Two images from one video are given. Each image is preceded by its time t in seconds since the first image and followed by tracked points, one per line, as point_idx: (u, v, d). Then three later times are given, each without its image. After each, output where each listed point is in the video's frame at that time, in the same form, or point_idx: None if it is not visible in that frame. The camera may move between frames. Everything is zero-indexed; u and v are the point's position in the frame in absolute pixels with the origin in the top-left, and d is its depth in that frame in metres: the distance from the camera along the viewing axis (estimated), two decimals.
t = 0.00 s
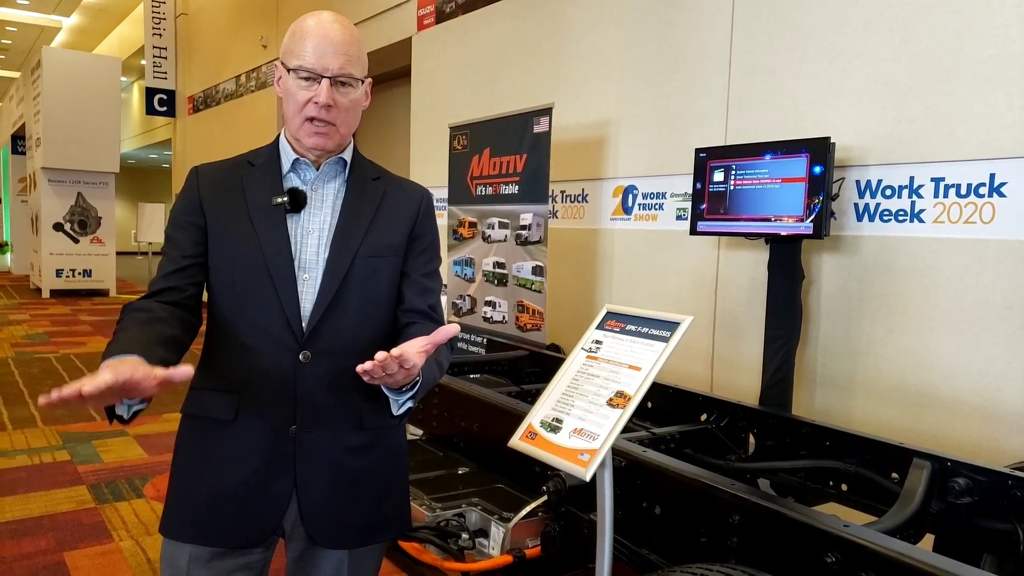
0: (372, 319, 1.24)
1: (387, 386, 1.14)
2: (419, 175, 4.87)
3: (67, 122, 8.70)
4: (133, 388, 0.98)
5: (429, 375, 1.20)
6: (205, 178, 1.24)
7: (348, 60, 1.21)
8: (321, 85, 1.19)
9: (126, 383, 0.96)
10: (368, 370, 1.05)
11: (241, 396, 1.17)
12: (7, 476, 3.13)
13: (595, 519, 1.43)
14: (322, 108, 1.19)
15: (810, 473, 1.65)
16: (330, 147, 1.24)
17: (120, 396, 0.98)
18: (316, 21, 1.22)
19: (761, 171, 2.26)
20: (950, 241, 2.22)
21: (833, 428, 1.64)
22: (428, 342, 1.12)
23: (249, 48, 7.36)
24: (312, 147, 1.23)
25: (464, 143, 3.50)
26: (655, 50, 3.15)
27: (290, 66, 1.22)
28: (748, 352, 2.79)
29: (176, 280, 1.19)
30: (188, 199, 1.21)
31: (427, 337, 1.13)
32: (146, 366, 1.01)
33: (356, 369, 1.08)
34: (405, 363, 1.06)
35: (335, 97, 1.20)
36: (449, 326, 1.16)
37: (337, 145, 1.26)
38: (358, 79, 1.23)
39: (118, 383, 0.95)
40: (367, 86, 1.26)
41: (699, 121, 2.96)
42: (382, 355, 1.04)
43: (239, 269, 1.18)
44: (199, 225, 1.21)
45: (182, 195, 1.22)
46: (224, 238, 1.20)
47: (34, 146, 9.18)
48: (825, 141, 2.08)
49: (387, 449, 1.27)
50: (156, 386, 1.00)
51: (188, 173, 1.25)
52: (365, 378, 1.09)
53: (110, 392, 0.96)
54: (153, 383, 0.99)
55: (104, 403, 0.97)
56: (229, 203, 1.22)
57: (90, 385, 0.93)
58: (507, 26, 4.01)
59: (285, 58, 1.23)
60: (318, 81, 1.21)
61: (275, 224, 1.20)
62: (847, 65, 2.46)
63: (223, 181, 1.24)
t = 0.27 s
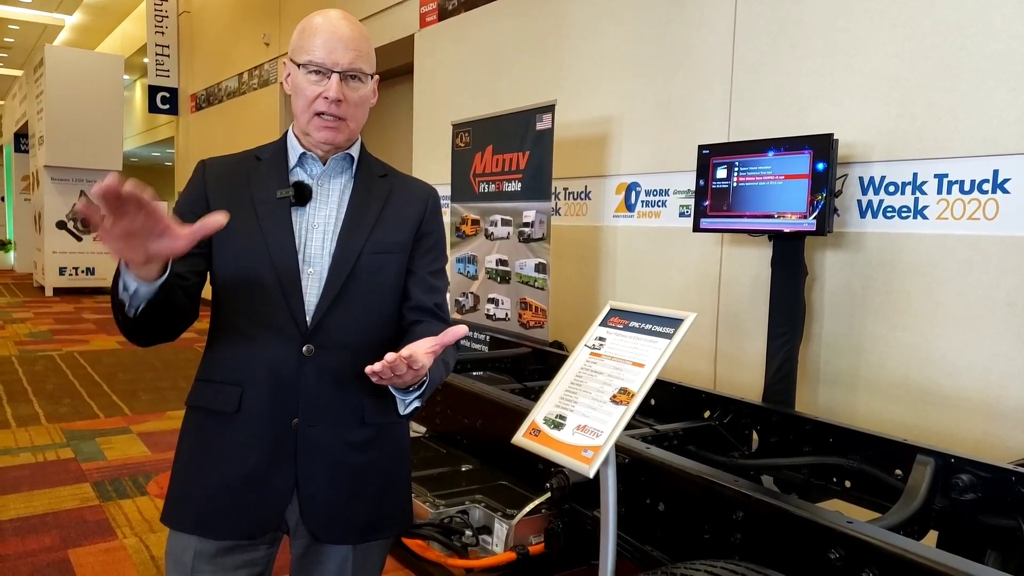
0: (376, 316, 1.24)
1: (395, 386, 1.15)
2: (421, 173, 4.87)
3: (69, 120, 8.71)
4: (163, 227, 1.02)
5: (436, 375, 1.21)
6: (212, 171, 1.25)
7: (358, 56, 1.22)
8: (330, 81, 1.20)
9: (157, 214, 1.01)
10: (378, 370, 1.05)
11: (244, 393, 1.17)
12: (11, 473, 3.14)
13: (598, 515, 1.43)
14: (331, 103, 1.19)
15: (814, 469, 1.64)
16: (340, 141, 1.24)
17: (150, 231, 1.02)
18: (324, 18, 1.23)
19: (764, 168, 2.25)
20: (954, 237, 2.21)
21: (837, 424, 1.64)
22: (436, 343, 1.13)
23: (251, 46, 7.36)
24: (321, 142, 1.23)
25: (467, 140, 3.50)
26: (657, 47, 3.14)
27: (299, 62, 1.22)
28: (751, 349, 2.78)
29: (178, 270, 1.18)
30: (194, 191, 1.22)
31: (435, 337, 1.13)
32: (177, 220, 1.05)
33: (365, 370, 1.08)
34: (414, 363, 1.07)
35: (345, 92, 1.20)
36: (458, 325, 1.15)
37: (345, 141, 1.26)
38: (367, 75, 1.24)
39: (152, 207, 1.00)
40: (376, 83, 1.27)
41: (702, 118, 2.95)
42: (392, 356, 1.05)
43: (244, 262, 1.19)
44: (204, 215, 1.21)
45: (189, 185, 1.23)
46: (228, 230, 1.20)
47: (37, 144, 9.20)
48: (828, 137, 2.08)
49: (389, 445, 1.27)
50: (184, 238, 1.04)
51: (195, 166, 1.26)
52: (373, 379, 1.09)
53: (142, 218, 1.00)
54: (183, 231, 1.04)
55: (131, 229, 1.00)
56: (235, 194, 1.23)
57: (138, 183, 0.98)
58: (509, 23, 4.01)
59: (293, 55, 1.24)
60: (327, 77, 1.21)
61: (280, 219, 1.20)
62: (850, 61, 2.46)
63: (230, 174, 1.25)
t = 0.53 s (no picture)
0: (381, 310, 1.24)
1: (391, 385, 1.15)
2: (425, 168, 4.87)
3: (73, 113, 8.71)
4: (273, 165, 1.02)
5: (434, 373, 1.21)
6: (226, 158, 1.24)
7: (369, 42, 1.24)
8: (342, 66, 1.21)
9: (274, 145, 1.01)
10: (370, 371, 1.06)
11: (249, 386, 1.17)
12: (15, 465, 3.15)
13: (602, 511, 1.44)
14: (343, 87, 1.20)
15: (817, 466, 1.65)
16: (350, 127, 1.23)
17: (261, 162, 1.01)
18: (335, 9, 1.26)
19: (769, 164, 2.25)
20: (959, 234, 2.21)
21: (840, 421, 1.64)
22: (431, 342, 1.13)
23: (255, 40, 7.35)
24: (332, 126, 1.22)
25: (471, 135, 3.49)
26: (663, 42, 3.13)
27: (310, 50, 1.24)
28: (754, 345, 2.78)
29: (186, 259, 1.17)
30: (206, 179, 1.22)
31: (430, 336, 1.14)
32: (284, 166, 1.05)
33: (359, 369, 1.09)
34: (407, 364, 1.07)
35: (356, 77, 1.21)
36: (455, 325, 1.15)
37: (356, 127, 1.25)
38: (378, 63, 1.26)
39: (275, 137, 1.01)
40: (386, 72, 1.28)
41: (707, 114, 2.95)
42: (384, 356, 1.05)
43: (251, 254, 1.19)
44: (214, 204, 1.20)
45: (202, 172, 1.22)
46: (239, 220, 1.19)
47: (41, 137, 9.20)
48: (834, 133, 2.07)
49: (391, 439, 1.27)
50: (287, 180, 1.03)
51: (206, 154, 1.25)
52: (368, 378, 1.10)
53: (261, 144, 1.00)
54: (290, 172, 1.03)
55: (244, 154, 1.00)
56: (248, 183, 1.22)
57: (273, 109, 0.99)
58: (514, 18, 4.00)
59: (304, 45, 1.26)
60: (339, 63, 1.22)
61: (287, 211, 1.21)
62: (856, 57, 2.45)
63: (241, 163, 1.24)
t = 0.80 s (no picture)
0: (384, 308, 1.24)
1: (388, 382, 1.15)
2: (426, 165, 4.87)
3: (73, 111, 8.71)
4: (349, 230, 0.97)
5: (431, 372, 1.21)
6: (234, 155, 1.24)
7: (373, 41, 1.24)
8: (346, 64, 1.21)
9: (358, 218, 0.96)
10: (363, 369, 1.06)
11: (253, 383, 1.18)
12: (17, 463, 3.16)
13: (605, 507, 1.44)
14: (346, 85, 1.20)
15: (818, 462, 1.65)
16: (352, 126, 1.23)
17: (339, 229, 0.96)
18: (340, 8, 1.26)
19: (770, 162, 2.25)
20: (960, 232, 2.21)
21: (841, 418, 1.64)
22: (427, 340, 1.12)
23: (255, 37, 7.35)
24: (335, 125, 1.22)
25: (473, 132, 3.49)
26: (664, 39, 3.13)
27: (315, 48, 1.24)
28: (755, 343, 2.79)
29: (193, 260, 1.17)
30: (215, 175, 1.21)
31: (426, 335, 1.13)
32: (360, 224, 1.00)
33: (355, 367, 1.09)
34: (401, 361, 1.06)
35: (359, 75, 1.21)
36: (451, 323, 1.14)
37: (358, 126, 1.25)
38: (382, 62, 1.26)
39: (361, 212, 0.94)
40: (390, 72, 1.28)
41: (708, 111, 2.95)
42: (377, 354, 1.05)
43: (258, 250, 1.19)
44: (222, 199, 1.20)
45: (210, 168, 1.22)
46: (250, 215, 1.20)
47: (41, 134, 9.19)
48: (835, 131, 2.08)
49: (395, 436, 1.28)
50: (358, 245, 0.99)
51: (213, 149, 1.25)
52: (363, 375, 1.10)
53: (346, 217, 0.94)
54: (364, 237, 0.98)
55: (324, 223, 0.95)
56: (257, 180, 1.23)
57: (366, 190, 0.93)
58: (515, 15, 4.00)
59: (309, 43, 1.26)
60: (343, 62, 1.23)
61: (293, 208, 1.21)
62: (858, 54, 2.45)
63: (249, 158, 1.25)
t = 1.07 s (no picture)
0: (385, 307, 1.25)
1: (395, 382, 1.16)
2: (424, 165, 4.87)
3: (70, 109, 8.68)
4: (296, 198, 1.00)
5: (438, 371, 1.22)
6: (230, 157, 1.24)
7: (374, 40, 1.25)
8: (347, 64, 1.22)
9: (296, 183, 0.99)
10: (374, 369, 1.06)
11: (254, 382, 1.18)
12: (15, 462, 3.16)
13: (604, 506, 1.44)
14: (348, 85, 1.20)
15: (816, 461, 1.66)
16: (353, 126, 1.24)
17: (283, 198, 0.99)
18: (341, 7, 1.26)
19: (768, 162, 2.26)
20: (956, 232, 2.22)
21: (839, 417, 1.65)
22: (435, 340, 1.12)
23: (253, 35, 7.33)
24: (336, 124, 1.22)
25: (471, 131, 3.50)
26: (662, 39, 3.14)
27: (316, 47, 1.24)
28: (753, 342, 2.80)
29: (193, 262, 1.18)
30: (209, 177, 1.21)
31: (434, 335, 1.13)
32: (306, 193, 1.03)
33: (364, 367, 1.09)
34: (411, 362, 1.07)
35: (361, 75, 1.22)
36: (458, 323, 1.15)
37: (359, 125, 1.25)
38: (383, 61, 1.26)
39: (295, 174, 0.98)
40: (390, 72, 1.28)
41: (706, 111, 2.95)
42: (388, 355, 1.06)
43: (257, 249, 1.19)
44: (219, 201, 1.21)
45: (207, 169, 1.22)
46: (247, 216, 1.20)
47: (37, 132, 9.17)
48: (833, 131, 2.08)
49: (396, 435, 1.28)
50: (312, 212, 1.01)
51: (209, 150, 1.25)
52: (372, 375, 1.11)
53: (284, 183, 0.98)
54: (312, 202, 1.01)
55: (267, 193, 0.98)
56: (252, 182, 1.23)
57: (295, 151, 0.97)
58: (513, 14, 4.00)
59: (310, 42, 1.26)
60: (344, 61, 1.23)
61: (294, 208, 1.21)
62: (855, 54, 2.45)
63: (246, 159, 1.25)
